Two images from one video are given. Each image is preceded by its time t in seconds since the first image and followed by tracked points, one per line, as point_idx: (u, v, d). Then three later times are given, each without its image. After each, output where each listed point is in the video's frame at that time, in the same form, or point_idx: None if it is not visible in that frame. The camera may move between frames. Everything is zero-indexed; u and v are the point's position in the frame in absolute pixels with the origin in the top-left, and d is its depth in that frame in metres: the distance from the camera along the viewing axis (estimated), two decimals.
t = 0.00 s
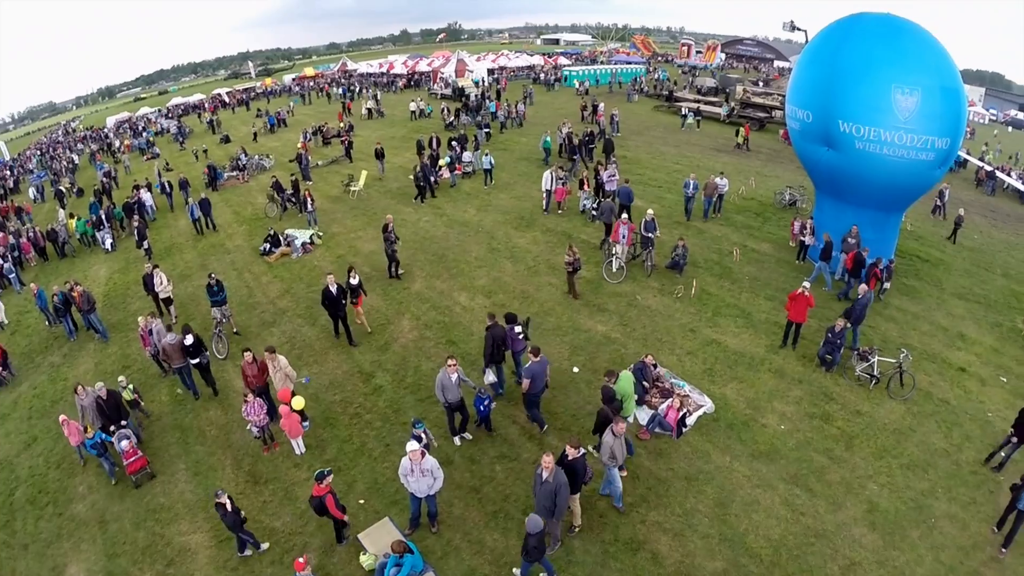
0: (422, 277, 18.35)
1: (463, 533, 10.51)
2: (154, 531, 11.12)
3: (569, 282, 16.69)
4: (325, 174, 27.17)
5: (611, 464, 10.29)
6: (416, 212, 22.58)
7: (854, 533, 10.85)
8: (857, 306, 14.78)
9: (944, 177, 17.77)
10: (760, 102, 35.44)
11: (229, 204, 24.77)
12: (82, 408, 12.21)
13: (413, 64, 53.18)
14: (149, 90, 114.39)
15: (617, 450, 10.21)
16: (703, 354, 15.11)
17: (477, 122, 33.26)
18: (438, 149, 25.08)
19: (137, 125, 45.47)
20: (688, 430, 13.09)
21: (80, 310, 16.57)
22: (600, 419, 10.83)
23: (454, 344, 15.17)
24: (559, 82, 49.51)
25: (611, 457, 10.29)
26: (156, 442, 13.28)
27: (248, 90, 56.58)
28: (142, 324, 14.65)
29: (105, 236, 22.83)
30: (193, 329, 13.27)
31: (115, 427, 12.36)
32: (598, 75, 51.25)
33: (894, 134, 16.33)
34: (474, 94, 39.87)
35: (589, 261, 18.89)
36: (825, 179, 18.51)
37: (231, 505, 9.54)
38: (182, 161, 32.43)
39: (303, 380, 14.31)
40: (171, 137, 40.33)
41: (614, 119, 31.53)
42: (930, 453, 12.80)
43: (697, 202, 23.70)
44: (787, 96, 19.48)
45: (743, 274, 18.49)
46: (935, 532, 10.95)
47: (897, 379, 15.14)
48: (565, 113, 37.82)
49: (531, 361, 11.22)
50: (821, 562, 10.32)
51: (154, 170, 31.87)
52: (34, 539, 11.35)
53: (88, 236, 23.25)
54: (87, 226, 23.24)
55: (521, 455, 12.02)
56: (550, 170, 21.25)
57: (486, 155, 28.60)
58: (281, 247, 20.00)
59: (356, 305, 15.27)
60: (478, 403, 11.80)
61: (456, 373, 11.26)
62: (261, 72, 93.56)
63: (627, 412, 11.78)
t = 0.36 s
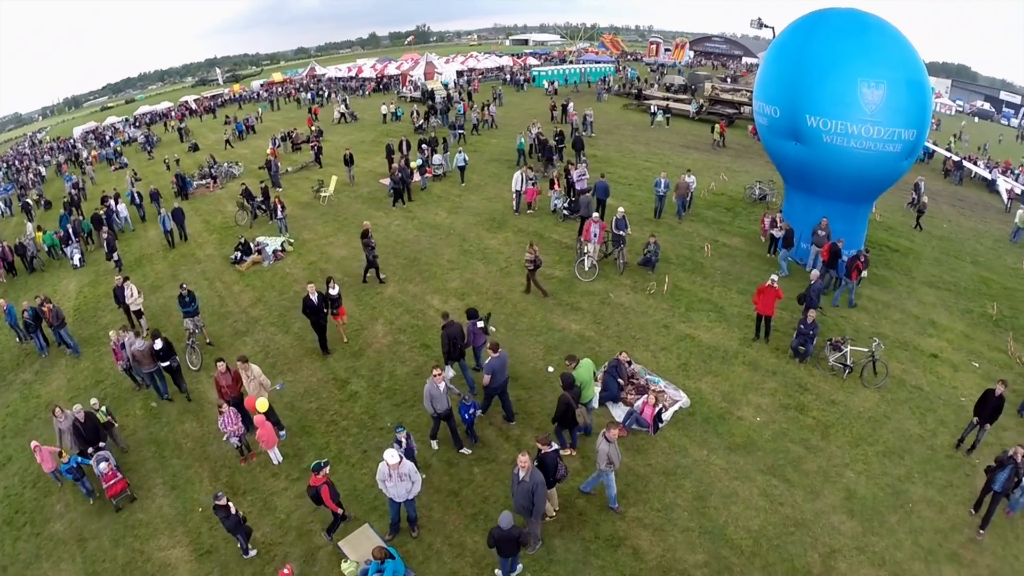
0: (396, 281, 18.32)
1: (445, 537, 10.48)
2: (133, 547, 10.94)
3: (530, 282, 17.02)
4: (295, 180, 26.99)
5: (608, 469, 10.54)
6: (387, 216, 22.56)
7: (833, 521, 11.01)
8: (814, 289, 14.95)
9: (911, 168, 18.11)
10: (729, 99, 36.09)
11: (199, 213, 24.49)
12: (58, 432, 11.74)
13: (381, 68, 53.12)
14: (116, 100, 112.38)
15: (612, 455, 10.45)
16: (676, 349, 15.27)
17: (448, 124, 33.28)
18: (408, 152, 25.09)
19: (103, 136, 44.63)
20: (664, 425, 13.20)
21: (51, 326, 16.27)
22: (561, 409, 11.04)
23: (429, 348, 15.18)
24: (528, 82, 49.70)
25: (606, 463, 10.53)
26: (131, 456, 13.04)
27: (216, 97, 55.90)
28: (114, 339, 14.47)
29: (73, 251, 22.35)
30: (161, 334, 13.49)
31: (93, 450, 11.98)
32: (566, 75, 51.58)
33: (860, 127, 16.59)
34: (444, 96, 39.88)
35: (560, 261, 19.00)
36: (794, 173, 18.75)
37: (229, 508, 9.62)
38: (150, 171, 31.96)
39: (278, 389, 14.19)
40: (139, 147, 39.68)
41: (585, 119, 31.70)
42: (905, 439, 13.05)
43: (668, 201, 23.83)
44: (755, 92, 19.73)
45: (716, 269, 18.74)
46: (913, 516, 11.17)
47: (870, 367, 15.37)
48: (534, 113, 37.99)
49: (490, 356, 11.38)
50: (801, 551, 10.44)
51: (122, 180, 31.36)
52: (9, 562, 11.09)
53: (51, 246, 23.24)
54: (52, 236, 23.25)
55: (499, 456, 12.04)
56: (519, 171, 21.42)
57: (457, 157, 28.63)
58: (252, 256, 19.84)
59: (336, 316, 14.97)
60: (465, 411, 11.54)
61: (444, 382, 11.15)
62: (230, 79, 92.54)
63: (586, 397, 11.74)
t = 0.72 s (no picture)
0: (373, 284, 18.25)
1: (427, 540, 10.45)
2: (113, 560, 10.77)
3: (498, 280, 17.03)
4: (269, 185, 26.80)
5: (604, 472, 10.40)
6: (363, 220, 22.50)
7: (814, 512, 11.11)
8: (768, 285, 15.08)
9: (883, 162, 18.41)
10: (704, 96, 36.44)
11: (174, 221, 24.24)
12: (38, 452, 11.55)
13: (356, 71, 52.93)
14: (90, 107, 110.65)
15: (609, 458, 10.34)
16: (654, 346, 15.37)
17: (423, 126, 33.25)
18: (383, 155, 25.03)
19: (76, 144, 43.94)
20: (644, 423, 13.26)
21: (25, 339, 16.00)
22: (519, 404, 11.15)
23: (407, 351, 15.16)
24: (504, 83, 49.79)
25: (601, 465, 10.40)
26: (110, 469, 12.83)
27: (189, 103, 55.30)
28: (89, 350, 14.26)
29: (46, 264, 21.86)
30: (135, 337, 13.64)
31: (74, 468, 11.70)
32: (542, 75, 51.73)
33: (833, 121, 16.75)
34: (419, 98, 39.83)
35: (537, 261, 19.04)
36: (769, 168, 18.89)
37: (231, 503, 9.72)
38: (124, 179, 31.59)
39: (255, 396, 14.07)
40: (113, 155, 39.12)
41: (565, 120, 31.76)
42: (885, 430, 13.21)
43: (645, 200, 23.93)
44: (728, 89, 19.87)
45: (693, 265, 18.89)
46: (894, 506, 11.33)
47: (848, 359, 15.51)
48: (510, 114, 38.03)
49: (452, 350, 11.69)
50: (784, 543, 10.51)
51: (97, 189, 30.92)
52: None
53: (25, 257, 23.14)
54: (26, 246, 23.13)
55: (479, 458, 12.05)
56: (494, 172, 21.46)
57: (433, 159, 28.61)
58: (227, 262, 19.68)
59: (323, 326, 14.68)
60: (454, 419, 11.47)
61: (435, 386, 11.14)
62: (205, 84, 91.66)
63: (546, 389, 11.81)
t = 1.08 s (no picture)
0: (344, 290, 18.16)
1: (405, 545, 10.40)
2: None
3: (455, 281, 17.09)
4: (237, 194, 26.50)
5: (595, 472, 10.29)
6: (332, 226, 22.40)
7: (790, 501, 11.26)
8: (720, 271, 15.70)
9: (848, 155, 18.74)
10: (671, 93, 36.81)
11: (140, 233, 23.83)
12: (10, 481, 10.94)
13: (323, 75, 52.55)
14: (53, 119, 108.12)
15: (601, 458, 10.23)
16: (625, 342, 15.48)
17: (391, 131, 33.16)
18: (350, 161, 24.96)
19: (36, 158, 42.86)
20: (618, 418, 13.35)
21: None
22: (475, 399, 11.15)
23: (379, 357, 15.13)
24: (472, 85, 49.83)
25: (592, 467, 10.31)
26: (83, 488, 12.51)
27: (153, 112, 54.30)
28: (60, 367, 13.83)
29: (12, 284, 21.05)
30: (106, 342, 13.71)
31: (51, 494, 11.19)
32: (510, 75, 51.89)
33: (799, 115, 17.03)
34: (388, 101, 39.71)
35: (507, 262, 19.10)
36: (737, 163, 19.13)
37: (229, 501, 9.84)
38: (89, 191, 30.94)
39: (227, 407, 13.89)
40: (77, 167, 38.27)
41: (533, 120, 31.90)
42: (857, 417, 13.44)
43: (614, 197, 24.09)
44: (694, 85, 20.04)
45: (662, 262, 19.09)
46: (870, 491, 11.52)
47: (819, 349, 15.71)
48: (478, 116, 38.09)
49: (414, 345, 11.97)
50: (762, 533, 10.63)
51: (60, 203, 30.23)
52: None
53: None
54: None
55: (455, 460, 12.05)
56: (462, 174, 21.47)
57: (403, 163, 28.55)
58: (196, 273, 19.43)
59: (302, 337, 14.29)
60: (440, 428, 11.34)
61: (418, 395, 10.95)
62: (172, 93, 90.19)
63: (501, 385, 11.85)
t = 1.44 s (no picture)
0: (308, 298, 17.99)
1: (381, 552, 10.33)
2: None
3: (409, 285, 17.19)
4: (198, 205, 26.05)
5: (582, 466, 10.29)
6: (294, 234, 22.22)
7: (762, 489, 11.45)
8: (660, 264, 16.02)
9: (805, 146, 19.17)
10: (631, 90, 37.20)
11: (99, 249, 23.26)
12: None
13: (282, 82, 51.96)
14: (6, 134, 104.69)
15: (587, 452, 10.25)
16: (592, 339, 15.61)
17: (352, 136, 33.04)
18: (309, 168, 24.77)
19: None
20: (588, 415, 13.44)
21: None
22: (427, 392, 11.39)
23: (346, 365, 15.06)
24: (433, 88, 49.78)
25: (581, 460, 10.27)
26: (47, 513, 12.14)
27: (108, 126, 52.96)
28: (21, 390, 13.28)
29: None
30: (67, 355, 13.58)
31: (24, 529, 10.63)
32: (470, 77, 51.99)
33: (757, 108, 17.34)
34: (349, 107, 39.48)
35: (471, 264, 19.13)
36: (697, 158, 19.38)
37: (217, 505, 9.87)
38: (44, 209, 30.05)
39: (194, 423, 13.64)
40: (33, 185, 37.12)
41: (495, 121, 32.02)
42: (824, 403, 13.72)
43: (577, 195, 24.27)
44: (652, 82, 20.24)
45: (625, 258, 19.32)
46: (841, 475, 11.77)
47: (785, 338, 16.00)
48: (439, 118, 38.08)
49: (370, 343, 12.36)
50: (735, 521, 10.78)
51: (15, 222, 29.30)
52: None
53: None
54: None
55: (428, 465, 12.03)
56: (422, 178, 21.46)
57: (365, 169, 28.40)
58: (159, 288, 19.05)
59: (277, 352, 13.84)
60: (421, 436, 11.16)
61: (397, 407, 10.86)
62: (129, 104, 88.21)
63: (449, 380, 12.29)
